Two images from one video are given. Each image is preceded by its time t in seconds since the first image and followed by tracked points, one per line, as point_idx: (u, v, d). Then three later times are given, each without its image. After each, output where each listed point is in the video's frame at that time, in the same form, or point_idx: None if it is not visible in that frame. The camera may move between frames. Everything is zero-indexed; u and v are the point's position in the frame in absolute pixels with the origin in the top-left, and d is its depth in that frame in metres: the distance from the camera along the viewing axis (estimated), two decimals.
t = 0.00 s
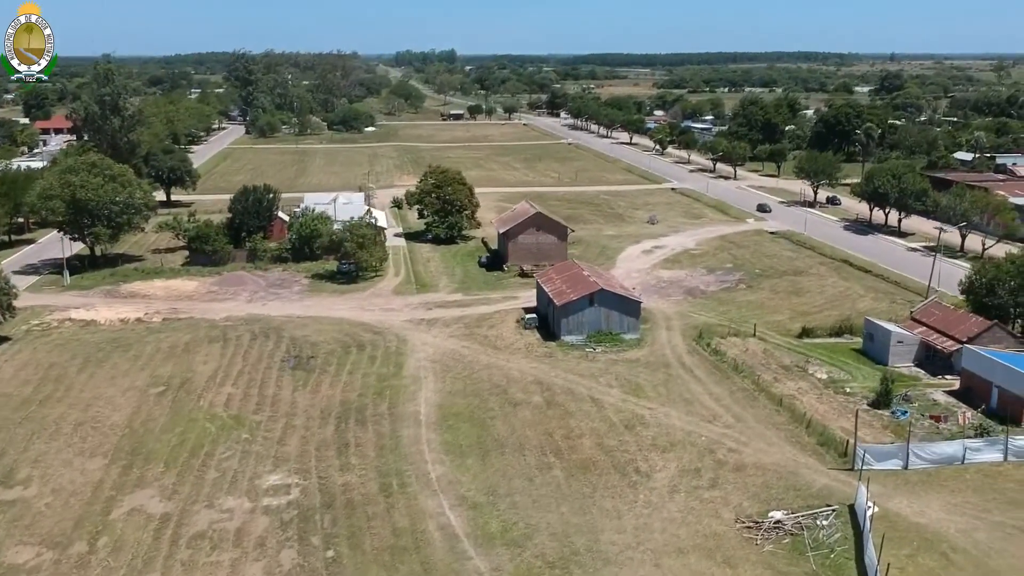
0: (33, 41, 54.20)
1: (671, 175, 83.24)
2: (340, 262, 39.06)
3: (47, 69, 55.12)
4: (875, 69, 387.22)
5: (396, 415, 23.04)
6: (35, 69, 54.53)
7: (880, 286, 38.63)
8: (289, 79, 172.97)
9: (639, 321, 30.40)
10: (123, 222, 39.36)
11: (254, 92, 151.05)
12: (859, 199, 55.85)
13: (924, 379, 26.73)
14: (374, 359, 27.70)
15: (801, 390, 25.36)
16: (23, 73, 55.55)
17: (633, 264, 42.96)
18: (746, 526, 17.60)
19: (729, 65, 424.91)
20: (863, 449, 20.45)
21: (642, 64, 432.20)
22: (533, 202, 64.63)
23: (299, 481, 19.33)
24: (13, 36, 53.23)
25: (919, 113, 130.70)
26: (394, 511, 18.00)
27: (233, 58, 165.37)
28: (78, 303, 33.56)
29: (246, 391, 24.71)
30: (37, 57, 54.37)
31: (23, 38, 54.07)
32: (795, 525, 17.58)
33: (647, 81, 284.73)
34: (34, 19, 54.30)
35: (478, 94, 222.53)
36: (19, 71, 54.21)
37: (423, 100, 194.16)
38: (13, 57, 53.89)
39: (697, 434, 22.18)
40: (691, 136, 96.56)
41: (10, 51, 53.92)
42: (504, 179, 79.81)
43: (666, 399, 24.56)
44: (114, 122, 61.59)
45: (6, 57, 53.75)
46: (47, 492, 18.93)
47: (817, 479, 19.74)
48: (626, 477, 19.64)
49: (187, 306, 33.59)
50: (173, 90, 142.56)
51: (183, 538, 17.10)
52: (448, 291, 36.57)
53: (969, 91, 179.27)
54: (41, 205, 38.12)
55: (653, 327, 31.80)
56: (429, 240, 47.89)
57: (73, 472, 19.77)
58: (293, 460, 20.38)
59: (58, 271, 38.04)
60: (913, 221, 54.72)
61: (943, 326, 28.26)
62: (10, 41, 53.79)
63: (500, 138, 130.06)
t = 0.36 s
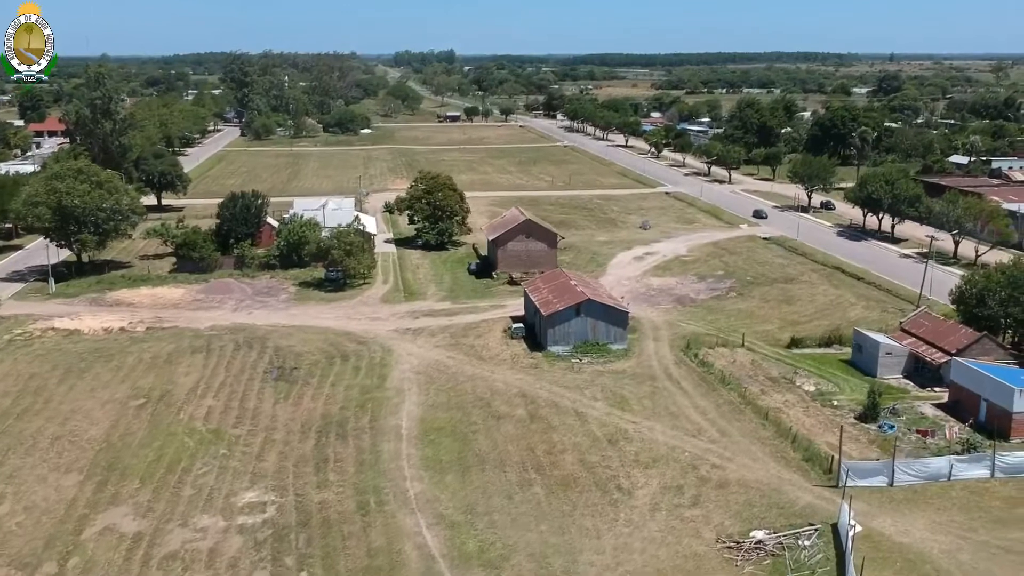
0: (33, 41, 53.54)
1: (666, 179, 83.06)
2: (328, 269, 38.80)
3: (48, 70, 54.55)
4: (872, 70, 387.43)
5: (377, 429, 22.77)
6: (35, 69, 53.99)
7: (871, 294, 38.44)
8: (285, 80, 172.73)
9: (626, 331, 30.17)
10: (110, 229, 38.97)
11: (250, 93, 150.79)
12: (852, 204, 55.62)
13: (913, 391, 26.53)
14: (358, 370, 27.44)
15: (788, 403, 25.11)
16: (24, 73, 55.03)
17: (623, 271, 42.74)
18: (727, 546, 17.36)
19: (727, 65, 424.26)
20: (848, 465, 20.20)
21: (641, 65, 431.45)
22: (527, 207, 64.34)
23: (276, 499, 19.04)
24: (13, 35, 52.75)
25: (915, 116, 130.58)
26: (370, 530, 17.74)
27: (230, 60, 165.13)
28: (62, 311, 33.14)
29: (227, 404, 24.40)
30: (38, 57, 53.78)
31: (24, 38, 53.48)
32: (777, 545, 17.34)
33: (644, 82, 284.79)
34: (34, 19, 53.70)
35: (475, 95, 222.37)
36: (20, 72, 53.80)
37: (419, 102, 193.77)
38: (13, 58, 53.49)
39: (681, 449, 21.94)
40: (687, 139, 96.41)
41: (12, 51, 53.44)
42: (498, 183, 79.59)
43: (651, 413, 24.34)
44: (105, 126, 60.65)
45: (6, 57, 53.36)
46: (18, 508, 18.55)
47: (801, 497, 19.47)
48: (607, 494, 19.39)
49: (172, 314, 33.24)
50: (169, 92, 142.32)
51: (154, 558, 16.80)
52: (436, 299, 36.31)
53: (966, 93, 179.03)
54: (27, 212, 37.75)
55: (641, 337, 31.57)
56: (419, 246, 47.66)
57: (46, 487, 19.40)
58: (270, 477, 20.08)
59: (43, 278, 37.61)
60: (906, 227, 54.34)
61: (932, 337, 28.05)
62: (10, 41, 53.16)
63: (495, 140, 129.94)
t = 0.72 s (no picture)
0: (33, 41, 53.22)
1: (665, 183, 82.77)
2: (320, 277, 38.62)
3: (48, 70, 54.21)
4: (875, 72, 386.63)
5: (361, 444, 22.52)
6: (36, 70, 53.58)
7: (867, 303, 38.15)
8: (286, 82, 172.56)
9: (618, 341, 29.92)
10: (100, 236, 38.65)
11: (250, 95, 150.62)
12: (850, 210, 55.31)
13: (906, 405, 26.25)
14: (346, 382, 27.19)
15: (778, 417, 24.84)
16: (25, 74, 54.64)
17: (618, 279, 42.48)
18: (712, 567, 17.08)
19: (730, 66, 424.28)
20: (838, 482, 19.93)
21: (644, 66, 431.40)
22: (524, 212, 64.07)
23: (256, 516, 18.76)
24: (13, 35, 52.51)
25: (917, 118, 130.12)
26: (350, 551, 17.49)
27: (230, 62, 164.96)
28: (51, 318, 32.82)
29: (212, 416, 24.12)
30: (38, 57, 53.46)
31: (23, 38, 53.15)
32: (763, 566, 17.07)
33: (645, 83, 284.63)
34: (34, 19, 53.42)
35: (476, 97, 222.16)
36: (19, 72, 53.52)
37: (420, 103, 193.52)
38: (13, 58, 53.29)
39: (668, 465, 21.67)
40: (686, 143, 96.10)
41: (11, 51, 53.20)
42: (496, 187, 79.34)
43: (640, 427, 24.07)
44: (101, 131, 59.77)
45: (6, 57, 53.17)
46: None
47: (790, 516, 19.18)
48: (592, 513, 19.13)
49: (162, 322, 32.96)
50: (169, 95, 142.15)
51: None
52: (428, 308, 36.08)
53: (968, 95, 178.43)
54: (17, 219, 37.48)
55: (633, 348, 31.31)
56: (413, 252, 47.43)
57: (23, 503, 19.04)
58: (252, 493, 19.80)
59: (34, 285, 37.33)
60: (903, 233, 53.85)
61: (926, 349, 27.75)
62: (10, 41, 52.85)
63: (495, 143, 129.76)
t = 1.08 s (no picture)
0: (33, 41, 53.66)
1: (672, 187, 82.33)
2: (321, 284, 38.50)
3: (47, 71, 54.32)
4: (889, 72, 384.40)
5: (355, 458, 22.32)
6: (36, 70, 53.79)
7: (873, 312, 37.71)
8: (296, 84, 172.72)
9: (617, 352, 29.65)
10: (102, 243, 38.60)
11: (260, 97, 150.93)
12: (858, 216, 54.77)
13: (908, 419, 25.85)
14: (343, 393, 27.03)
15: (778, 432, 24.51)
16: (24, 74, 54.94)
17: (621, 286, 42.16)
18: None
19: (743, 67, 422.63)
20: (836, 502, 19.55)
21: (656, 66, 430.30)
22: (530, 217, 63.76)
23: (245, 533, 18.58)
24: (13, 35, 52.83)
25: (929, 120, 128.94)
26: (338, 570, 17.29)
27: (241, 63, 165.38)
28: (51, 325, 32.76)
29: (206, 428, 23.98)
30: (38, 57, 53.61)
31: (23, 38, 53.55)
32: None
33: (656, 84, 283.66)
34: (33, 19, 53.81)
35: (485, 99, 221.81)
36: (19, 71, 53.71)
37: (431, 105, 193.31)
38: (13, 57, 53.61)
39: (664, 482, 21.39)
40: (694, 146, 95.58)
41: (11, 51, 53.52)
42: (503, 191, 79.10)
43: (637, 441, 23.78)
44: (107, 134, 60.25)
45: (6, 57, 53.51)
46: None
47: (786, 537, 18.85)
48: (585, 531, 18.87)
49: (161, 330, 32.87)
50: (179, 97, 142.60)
51: None
52: (429, 316, 35.86)
53: (982, 97, 176.68)
54: (19, 225, 37.52)
55: (634, 358, 31.00)
56: (416, 258, 47.27)
57: (12, 517, 18.90)
58: (242, 509, 19.62)
59: (35, 291, 37.36)
60: (912, 239, 53.24)
61: (930, 362, 27.36)
62: (9, 41, 53.21)
63: (504, 145, 129.49)
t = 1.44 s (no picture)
0: (33, 41, 54.12)
1: (681, 190, 81.90)
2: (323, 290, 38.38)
3: (48, 70, 54.45)
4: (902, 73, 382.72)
5: (350, 471, 22.13)
6: (35, 69, 54.11)
7: (879, 320, 37.28)
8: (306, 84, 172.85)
9: (618, 362, 29.38)
10: (105, 248, 38.59)
11: (270, 99, 151.21)
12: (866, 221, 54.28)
13: (912, 432, 25.48)
14: (341, 403, 26.88)
15: (779, 446, 24.18)
16: (23, 74, 55.33)
17: (625, 292, 41.89)
18: None
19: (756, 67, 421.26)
20: (835, 519, 19.25)
21: (669, 66, 429.27)
22: (536, 221, 63.51)
23: (236, 548, 18.43)
24: (13, 35, 53.17)
25: (942, 122, 127.88)
26: None
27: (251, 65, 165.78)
28: (52, 332, 32.76)
29: (203, 438, 23.87)
30: (37, 57, 54.03)
31: (24, 38, 53.94)
32: None
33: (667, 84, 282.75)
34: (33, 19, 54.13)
35: (496, 100, 221.51)
36: (19, 72, 54.02)
37: (441, 106, 193.25)
38: (13, 57, 54.09)
39: (662, 497, 21.11)
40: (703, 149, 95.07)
41: (11, 51, 54.21)
42: (511, 194, 78.91)
43: (636, 454, 23.52)
44: (115, 138, 60.14)
45: (7, 57, 54.17)
46: None
47: (784, 556, 18.54)
48: (579, 549, 18.62)
49: (162, 337, 32.81)
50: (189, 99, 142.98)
51: None
52: (430, 323, 35.67)
53: (996, 99, 175.09)
54: (22, 231, 37.54)
55: (635, 368, 30.72)
56: (420, 263, 47.11)
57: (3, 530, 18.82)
58: (234, 523, 19.48)
59: (38, 296, 37.41)
60: (920, 245, 52.66)
61: (934, 374, 26.95)
62: (9, 41, 53.70)
63: (513, 147, 129.20)
